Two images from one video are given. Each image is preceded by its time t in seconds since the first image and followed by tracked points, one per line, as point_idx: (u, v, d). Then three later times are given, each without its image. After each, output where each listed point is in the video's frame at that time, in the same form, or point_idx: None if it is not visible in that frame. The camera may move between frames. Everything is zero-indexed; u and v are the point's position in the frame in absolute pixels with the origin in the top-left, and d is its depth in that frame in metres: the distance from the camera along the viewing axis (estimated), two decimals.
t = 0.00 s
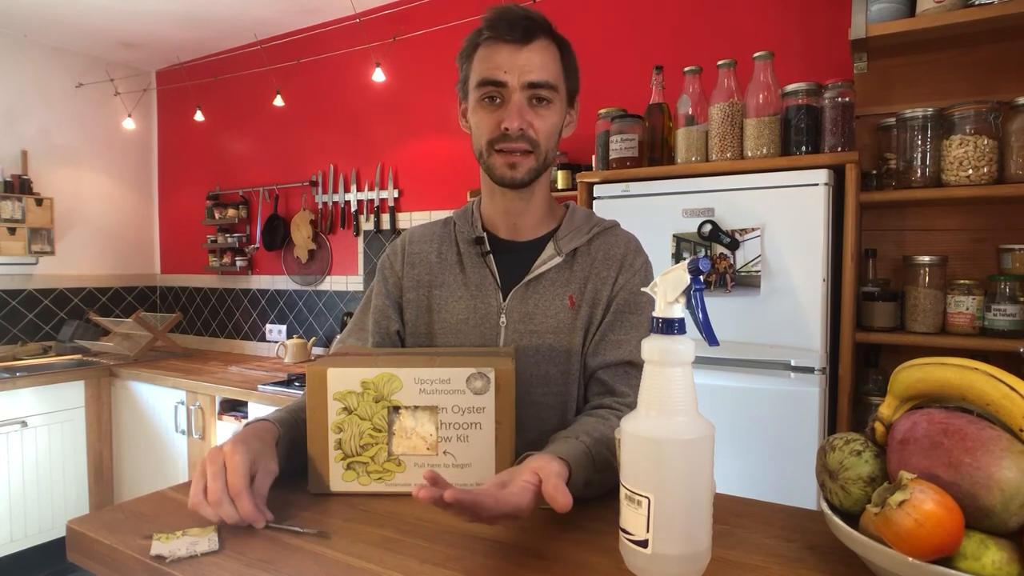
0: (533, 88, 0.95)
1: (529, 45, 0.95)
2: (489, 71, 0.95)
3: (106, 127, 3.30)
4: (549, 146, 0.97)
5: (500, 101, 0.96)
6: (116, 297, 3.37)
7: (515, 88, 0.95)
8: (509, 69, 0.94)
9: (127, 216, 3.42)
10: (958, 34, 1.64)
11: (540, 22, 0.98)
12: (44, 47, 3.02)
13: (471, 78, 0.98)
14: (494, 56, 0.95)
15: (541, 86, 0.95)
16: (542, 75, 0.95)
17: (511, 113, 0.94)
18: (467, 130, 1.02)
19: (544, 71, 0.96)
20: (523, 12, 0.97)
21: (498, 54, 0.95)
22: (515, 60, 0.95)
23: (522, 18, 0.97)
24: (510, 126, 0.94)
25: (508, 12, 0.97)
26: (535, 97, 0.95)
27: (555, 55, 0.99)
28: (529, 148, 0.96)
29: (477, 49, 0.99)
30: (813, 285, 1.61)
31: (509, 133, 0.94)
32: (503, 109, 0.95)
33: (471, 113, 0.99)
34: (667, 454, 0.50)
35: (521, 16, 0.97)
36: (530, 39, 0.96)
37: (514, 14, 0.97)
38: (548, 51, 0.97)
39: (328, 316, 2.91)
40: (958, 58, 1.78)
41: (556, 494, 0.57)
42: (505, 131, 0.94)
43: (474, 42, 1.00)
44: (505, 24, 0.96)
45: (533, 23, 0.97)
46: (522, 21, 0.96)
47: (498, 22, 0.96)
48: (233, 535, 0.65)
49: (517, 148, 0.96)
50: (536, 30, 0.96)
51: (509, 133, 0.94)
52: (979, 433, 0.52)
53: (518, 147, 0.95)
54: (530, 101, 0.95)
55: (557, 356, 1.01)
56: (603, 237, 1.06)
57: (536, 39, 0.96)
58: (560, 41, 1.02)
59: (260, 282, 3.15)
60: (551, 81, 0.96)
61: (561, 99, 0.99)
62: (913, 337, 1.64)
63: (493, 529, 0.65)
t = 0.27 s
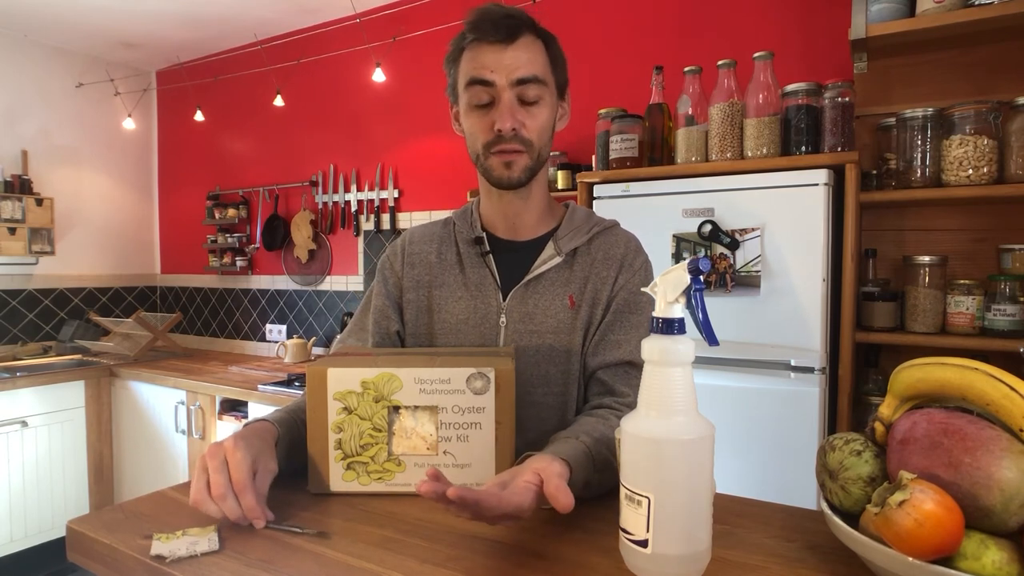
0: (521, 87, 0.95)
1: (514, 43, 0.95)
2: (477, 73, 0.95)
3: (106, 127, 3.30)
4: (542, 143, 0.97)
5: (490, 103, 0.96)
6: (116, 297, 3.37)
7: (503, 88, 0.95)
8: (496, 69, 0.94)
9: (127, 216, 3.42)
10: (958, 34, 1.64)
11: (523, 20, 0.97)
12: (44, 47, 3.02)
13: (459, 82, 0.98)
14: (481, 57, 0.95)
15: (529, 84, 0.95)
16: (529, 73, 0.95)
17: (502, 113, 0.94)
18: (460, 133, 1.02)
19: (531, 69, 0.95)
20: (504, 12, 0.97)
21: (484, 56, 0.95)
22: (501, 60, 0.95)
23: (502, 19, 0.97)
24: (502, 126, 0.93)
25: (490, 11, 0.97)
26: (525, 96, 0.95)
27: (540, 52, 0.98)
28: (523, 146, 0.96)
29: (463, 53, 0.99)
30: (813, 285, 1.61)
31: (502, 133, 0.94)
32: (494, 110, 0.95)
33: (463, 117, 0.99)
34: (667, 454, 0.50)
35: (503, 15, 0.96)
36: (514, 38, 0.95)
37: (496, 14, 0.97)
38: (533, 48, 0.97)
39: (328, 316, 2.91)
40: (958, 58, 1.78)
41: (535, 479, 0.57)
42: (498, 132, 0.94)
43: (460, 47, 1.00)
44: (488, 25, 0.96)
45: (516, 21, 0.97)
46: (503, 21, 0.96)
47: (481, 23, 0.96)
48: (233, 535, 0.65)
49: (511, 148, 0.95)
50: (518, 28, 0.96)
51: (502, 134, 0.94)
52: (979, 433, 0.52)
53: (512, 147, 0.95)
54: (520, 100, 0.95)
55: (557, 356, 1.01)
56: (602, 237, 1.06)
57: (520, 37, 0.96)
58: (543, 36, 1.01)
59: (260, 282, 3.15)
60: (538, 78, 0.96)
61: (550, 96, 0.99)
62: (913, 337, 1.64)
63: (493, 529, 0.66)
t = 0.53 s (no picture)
0: (490, 93, 0.94)
1: (478, 49, 0.93)
2: (446, 84, 0.95)
3: (106, 127, 3.30)
4: (518, 146, 0.96)
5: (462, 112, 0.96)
6: (116, 297, 3.37)
7: (471, 97, 0.94)
8: (462, 80, 0.93)
9: (127, 216, 3.42)
10: (958, 34, 1.64)
11: (488, 22, 0.95)
12: (44, 47, 3.03)
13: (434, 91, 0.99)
14: (447, 69, 0.94)
15: (497, 89, 0.94)
16: (496, 78, 0.93)
17: (472, 123, 0.94)
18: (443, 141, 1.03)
19: (499, 73, 0.94)
20: (466, 16, 0.95)
21: (449, 66, 0.94)
22: (466, 70, 0.93)
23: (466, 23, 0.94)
24: (473, 136, 0.94)
25: (454, 19, 0.95)
26: (495, 101, 0.94)
27: (510, 52, 0.96)
28: (498, 152, 0.95)
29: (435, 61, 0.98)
30: (813, 285, 1.61)
31: (474, 142, 0.94)
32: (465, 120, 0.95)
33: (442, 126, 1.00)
34: (667, 454, 0.50)
35: (467, 19, 0.94)
36: (478, 43, 0.93)
37: (460, 20, 0.95)
38: (501, 50, 0.95)
39: (328, 316, 2.91)
40: (958, 58, 1.78)
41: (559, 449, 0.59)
42: (470, 141, 0.95)
43: (432, 55, 1.00)
44: (451, 34, 0.94)
45: (481, 24, 0.94)
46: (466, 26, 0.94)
47: (444, 33, 0.94)
48: (234, 535, 0.65)
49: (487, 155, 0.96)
50: (483, 32, 0.94)
51: (475, 143, 0.94)
52: (979, 433, 0.52)
53: (487, 154, 0.95)
54: (490, 106, 0.94)
55: (556, 356, 1.01)
56: (601, 236, 1.06)
57: (485, 41, 0.94)
58: (515, 32, 0.97)
59: (260, 282, 3.15)
60: (507, 81, 0.94)
61: (523, 95, 0.96)
62: (913, 336, 1.64)
63: (493, 529, 0.65)
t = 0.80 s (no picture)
0: (468, 101, 0.93)
1: (452, 58, 0.93)
2: (425, 97, 0.95)
3: (106, 127, 3.30)
4: (502, 150, 0.96)
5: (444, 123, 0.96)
6: (116, 297, 3.37)
7: (450, 108, 0.94)
8: (439, 92, 0.93)
9: (127, 216, 3.42)
10: (958, 34, 1.64)
11: (461, 28, 0.94)
12: (44, 47, 3.02)
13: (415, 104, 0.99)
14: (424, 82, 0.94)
15: (474, 97, 0.93)
16: (473, 85, 0.92)
17: (453, 133, 0.94)
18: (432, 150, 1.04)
19: (475, 81, 0.93)
20: (435, 27, 0.93)
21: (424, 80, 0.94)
22: (441, 81, 0.93)
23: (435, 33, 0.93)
24: (455, 146, 0.94)
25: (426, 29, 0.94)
26: (474, 109, 0.93)
27: (484, 57, 0.94)
28: (483, 159, 0.95)
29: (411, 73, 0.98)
30: (813, 285, 1.61)
31: (457, 153, 0.94)
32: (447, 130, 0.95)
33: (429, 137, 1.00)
34: (667, 454, 0.50)
35: (440, 29, 0.93)
36: (452, 52, 0.93)
37: (432, 30, 0.94)
38: (475, 55, 0.93)
39: (328, 316, 2.91)
40: (958, 58, 1.78)
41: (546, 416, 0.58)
42: (453, 152, 0.95)
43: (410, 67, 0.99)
44: (424, 46, 0.93)
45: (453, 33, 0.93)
46: (436, 37, 0.93)
47: (417, 47, 0.94)
48: (234, 535, 0.65)
49: (472, 163, 0.96)
50: (454, 40, 0.93)
51: (458, 153, 0.95)
52: (979, 433, 0.52)
53: (472, 162, 0.95)
54: (469, 114, 0.94)
55: (554, 356, 1.01)
56: (599, 238, 1.05)
57: (458, 49, 0.93)
58: (489, 37, 0.95)
59: (260, 282, 3.15)
60: (484, 87, 0.93)
61: (502, 99, 0.95)
62: (913, 336, 1.64)
63: (493, 529, 0.65)
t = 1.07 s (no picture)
0: (484, 98, 0.93)
1: (470, 55, 0.93)
2: (438, 92, 0.95)
3: (106, 127, 3.30)
4: (514, 148, 0.96)
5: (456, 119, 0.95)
6: (116, 297, 3.37)
7: (465, 103, 0.94)
8: (455, 87, 0.93)
9: (127, 216, 3.42)
10: (958, 34, 1.64)
11: (478, 27, 0.94)
12: (44, 47, 3.02)
13: (426, 98, 0.98)
14: (439, 77, 0.94)
15: (491, 94, 0.93)
16: (490, 82, 0.93)
17: (467, 128, 0.94)
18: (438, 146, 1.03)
19: (492, 78, 0.93)
20: (454, 24, 0.94)
21: (440, 75, 0.94)
22: (458, 77, 0.93)
23: (452, 30, 0.94)
24: (468, 142, 0.94)
25: (444, 26, 0.94)
26: (489, 106, 0.94)
27: (500, 56, 0.95)
28: (495, 155, 0.95)
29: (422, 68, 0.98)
30: (813, 285, 1.61)
31: (470, 149, 0.94)
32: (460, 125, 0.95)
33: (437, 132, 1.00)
34: (669, 455, 0.50)
35: (456, 27, 0.94)
36: (470, 49, 0.93)
37: (449, 28, 0.94)
38: (492, 54, 0.94)
39: (328, 316, 2.91)
40: (958, 58, 1.78)
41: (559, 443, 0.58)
42: (466, 148, 0.95)
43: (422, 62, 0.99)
44: (441, 42, 0.93)
45: (470, 32, 0.94)
46: (454, 34, 0.93)
47: (435, 42, 0.94)
48: (234, 535, 0.65)
49: (484, 159, 0.96)
50: (472, 37, 0.93)
51: (471, 148, 0.94)
52: (979, 433, 0.52)
53: (484, 158, 0.95)
54: (484, 110, 0.94)
55: (554, 356, 1.01)
56: (599, 238, 1.06)
57: (476, 46, 0.93)
58: (504, 37, 0.97)
59: (260, 282, 3.15)
60: (500, 85, 0.94)
61: (516, 98, 0.96)
62: (913, 336, 1.64)
63: (493, 529, 0.65)
